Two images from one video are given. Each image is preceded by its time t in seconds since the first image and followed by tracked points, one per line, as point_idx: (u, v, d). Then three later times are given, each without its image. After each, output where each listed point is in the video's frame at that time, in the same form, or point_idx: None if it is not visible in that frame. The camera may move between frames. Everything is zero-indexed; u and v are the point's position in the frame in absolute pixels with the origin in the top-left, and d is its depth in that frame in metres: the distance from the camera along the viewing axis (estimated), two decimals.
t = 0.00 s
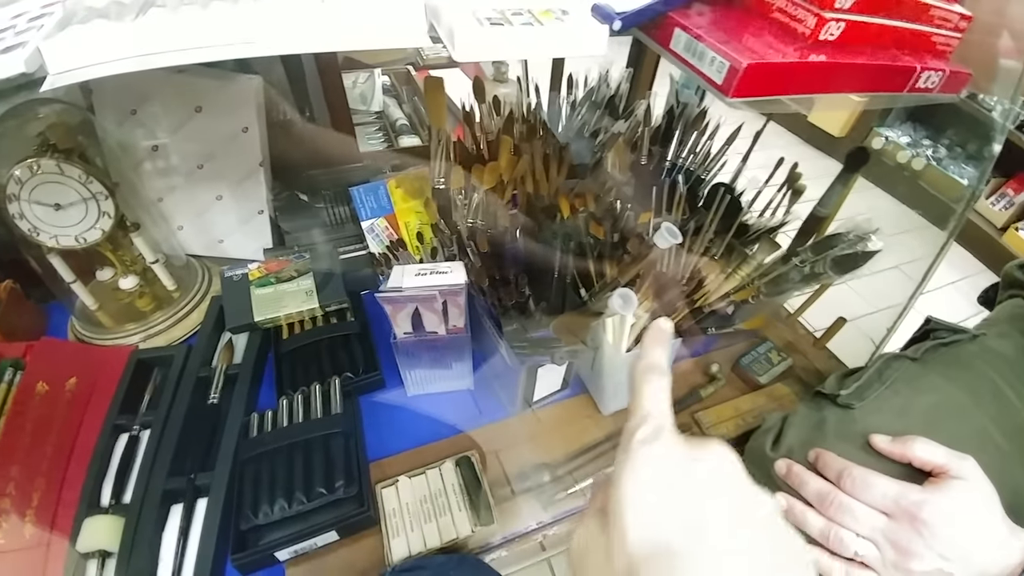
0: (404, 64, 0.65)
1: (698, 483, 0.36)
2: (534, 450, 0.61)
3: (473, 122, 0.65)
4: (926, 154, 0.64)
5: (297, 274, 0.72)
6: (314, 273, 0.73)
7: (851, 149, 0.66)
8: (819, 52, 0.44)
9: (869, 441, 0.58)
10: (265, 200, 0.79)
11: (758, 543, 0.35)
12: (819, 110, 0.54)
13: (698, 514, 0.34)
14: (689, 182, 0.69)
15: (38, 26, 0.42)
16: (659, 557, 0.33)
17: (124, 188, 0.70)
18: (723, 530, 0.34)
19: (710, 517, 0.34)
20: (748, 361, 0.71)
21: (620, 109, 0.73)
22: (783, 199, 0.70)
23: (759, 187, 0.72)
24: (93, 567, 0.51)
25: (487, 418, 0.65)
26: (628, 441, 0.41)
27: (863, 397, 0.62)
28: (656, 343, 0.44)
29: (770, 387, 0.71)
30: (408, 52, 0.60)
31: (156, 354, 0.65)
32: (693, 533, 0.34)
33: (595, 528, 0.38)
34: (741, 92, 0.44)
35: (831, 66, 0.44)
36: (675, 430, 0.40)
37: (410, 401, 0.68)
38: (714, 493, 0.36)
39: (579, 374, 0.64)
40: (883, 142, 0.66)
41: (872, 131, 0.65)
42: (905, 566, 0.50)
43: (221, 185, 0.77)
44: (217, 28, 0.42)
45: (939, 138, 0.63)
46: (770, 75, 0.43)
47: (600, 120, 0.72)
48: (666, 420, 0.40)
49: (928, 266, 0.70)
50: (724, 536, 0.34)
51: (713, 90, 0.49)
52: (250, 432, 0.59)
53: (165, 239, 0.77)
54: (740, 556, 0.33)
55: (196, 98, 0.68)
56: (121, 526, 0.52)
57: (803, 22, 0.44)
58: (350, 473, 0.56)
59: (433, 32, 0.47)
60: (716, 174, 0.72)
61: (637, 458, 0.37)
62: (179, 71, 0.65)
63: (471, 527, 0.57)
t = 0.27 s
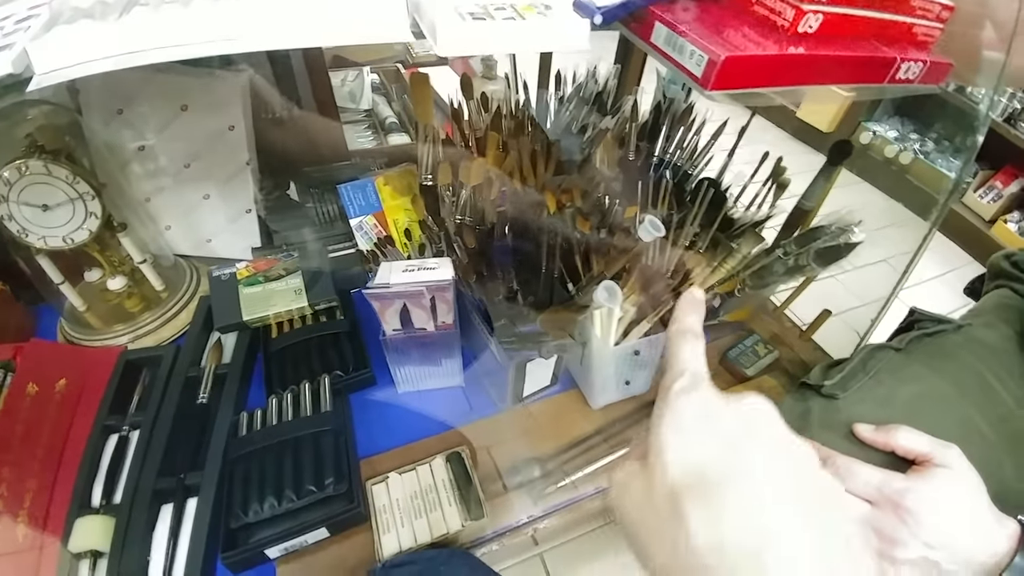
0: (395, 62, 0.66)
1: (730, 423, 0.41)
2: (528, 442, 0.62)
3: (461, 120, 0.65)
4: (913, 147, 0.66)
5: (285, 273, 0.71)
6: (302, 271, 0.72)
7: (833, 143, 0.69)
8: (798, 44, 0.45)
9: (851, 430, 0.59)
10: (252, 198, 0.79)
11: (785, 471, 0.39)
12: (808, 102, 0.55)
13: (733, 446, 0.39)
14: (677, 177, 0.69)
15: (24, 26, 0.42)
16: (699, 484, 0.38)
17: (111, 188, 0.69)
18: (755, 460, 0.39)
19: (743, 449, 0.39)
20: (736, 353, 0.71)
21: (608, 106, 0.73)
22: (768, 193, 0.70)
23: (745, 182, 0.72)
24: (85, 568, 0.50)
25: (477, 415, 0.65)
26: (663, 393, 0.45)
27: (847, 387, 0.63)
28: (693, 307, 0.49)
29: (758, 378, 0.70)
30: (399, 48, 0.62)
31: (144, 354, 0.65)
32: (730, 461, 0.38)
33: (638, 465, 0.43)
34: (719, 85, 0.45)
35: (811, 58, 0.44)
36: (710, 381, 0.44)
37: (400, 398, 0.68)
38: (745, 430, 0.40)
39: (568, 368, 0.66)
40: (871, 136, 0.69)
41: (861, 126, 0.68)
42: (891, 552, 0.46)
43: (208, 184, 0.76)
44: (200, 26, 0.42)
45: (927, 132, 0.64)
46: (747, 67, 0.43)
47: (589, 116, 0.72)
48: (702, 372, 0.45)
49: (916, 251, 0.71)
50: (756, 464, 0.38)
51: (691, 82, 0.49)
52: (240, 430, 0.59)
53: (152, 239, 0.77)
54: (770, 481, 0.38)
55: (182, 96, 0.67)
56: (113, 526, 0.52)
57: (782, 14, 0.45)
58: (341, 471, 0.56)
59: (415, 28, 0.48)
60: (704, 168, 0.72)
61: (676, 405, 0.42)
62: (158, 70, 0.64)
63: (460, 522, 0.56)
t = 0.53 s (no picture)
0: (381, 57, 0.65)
1: (741, 397, 0.43)
2: (520, 438, 0.64)
3: (451, 119, 0.64)
4: (904, 144, 0.67)
5: (275, 273, 0.71)
6: (292, 270, 0.72)
7: (818, 139, 0.69)
8: (781, 39, 0.45)
9: (839, 421, 0.59)
10: (241, 198, 0.78)
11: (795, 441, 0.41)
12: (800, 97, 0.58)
13: (742, 415, 0.42)
14: (666, 175, 0.70)
15: (15, 29, 0.41)
16: (710, 451, 0.41)
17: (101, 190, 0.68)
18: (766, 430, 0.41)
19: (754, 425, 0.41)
20: (726, 348, 0.72)
21: (598, 104, 0.73)
22: (757, 190, 0.70)
23: (734, 178, 0.73)
24: (78, 566, 0.51)
25: (470, 412, 0.65)
26: (672, 369, 0.47)
27: (835, 379, 0.63)
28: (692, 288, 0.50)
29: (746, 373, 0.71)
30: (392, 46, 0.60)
31: (135, 355, 0.65)
32: (740, 430, 0.41)
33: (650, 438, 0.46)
34: (700, 80, 0.45)
35: (794, 53, 0.45)
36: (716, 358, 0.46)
37: (393, 396, 0.68)
38: (756, 404, 0.43)
39: (559, 365, 0.66)
40: (862, 133, 0.68)
41: (852, 122, 0.67)
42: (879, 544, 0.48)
43: (198, 185, 0.75)
44: (187, 24, 0.42)
45: (918, 128, 0.65)
46: (728, 64, 0.44)
47: (579, 114, 0.73)
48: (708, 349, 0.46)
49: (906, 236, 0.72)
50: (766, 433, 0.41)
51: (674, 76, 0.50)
52: (231, 430, 0.59)
53: (143, 241, 0.76)
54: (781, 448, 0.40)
55: (171, 97, 0.68)
56: (105, 525, 0.52)
57: (764, 10, 0.45)
58: (332, 469, 0.56)
59: (400, 24, 0.48)
60: (693, 166, 0.73)
61: (687, 381, 0.44)
62: (156, 70, 0.65)
63: (453, 518, 0.57)
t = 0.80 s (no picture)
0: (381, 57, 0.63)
1: (670, 417, 0.38)
2: (517, 432, 0.63)
3: (447, 113, 0.64)
4: (907, 137, 0.67)
5: (272, 268, 0.72)
6: (290, 266, 0.72)
7: (818, 130, 0.71)
8: (776, 23, 0.44)
9: (839, 413, 0.59)
10: (239, 195, 0.80)
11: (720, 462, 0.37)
12: (801, 90, 0.61)
13: (668, 444, 0.37)
14: (666, 167, 0.69)
15: (9, 24, 0.41)
16: (634, 480, 0.36)
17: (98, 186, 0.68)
18: (690, 456, 0.37)
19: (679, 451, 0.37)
20: (725, 342, 0.73)
21: (597, 97, 0.72)
22: (756, 182, 0.71)
23: (733, 169, 0.73)
24: (75, 561, 0.50)
25: (467, 406, 0.65)
26: (608, 390, 0.42)
27: (835, 371, 0.63)
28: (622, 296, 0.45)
29: (745, 365, 0.72)
30: (388, 43, 0.59)
31: (134, 351, 0.65)
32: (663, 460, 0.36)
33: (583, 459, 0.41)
34: (692, 64, 0.44)
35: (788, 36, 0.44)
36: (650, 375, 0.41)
37: (390, 391, 0.68)
38: (684, 423, 0.38)
39: (556, 360, 0.66)
40: (865, 126, 0.69)
41: (854, 116, 0.69)
42: (878, 536, 0.53)
43: (194, 181, 0.76)
44: (178, 15, 0.41)
45: (920, 121, 0.65)
46: (721, 47, 0.43)
47: (577, 107, 0.71)
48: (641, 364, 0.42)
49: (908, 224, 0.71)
50: (690, 461, 0.36)
51: (665, 61, 0.48)
52: (227, 424, 0.59)
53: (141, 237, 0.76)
54: (704, 477, 0.36)
55: (166, 92, 0.67)
56: (102, 519, 0.52)
57: None
58: (327, 463, 0.56)
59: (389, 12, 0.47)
60: (692, 158, 0.72)
61: (617, 404, 0.40)
62: (151, 67, 0.64)
63: (448, 512, 0.56)
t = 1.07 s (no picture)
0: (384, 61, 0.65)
1: (624, 441, 0.39)
2: (516, 431, 0.63)
3: (446, 115, 0.64)
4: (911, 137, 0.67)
5: (272, 268, 0.72)
6: (288, 266, 0.73)
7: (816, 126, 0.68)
8: (766, 19, 0.45)
9: (838, 409, 0.59)
10: (238, 197, 0.79)
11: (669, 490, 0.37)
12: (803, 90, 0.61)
13: (616, 470, 0.37)
14: (664, 167, 0.70)
15: (11, 27, 0.42)
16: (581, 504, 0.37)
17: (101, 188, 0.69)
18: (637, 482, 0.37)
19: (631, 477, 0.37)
20: (723, 340, 0.73)
21: (595, 99, 0.73)
22: (753, 181, 0.72)
23: (732, 167, 0.73)
24: (73, 559, 0.50)
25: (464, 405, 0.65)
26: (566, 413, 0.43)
27: (833, 368, 0.62)
28: (577, 312, 0.48)
29: (745, 364, 0.72)
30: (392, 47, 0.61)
31: (135, 351, 0.65)
32: (610, 486, 0.37)
33: (541, 482, 0.41)
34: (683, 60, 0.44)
35: (778, 31, 0.44)
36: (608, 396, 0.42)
37: (388, 390, 0.68)
38: (636, 447, 0.38)
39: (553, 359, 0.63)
40: (868, 127, 0.69)
41: (856, 117, 0.68)
42: (878, 532, 0.53)
43: (195, 183, 0.76)
44: (176, 15, 0.42)
45: (923, 121, 0.65)
46: (711, 43, 0.43)
47: (576, 107, 0.72)
48: (597, 386, 0.43)
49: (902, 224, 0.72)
50: (635, 487, 0.36)
51: (656, 59, 0.49)
52: (226, 421, 0.60)
53: (142, 239, 0.76)
54: (649, 503, 0.36)
55: (167, 95, 0.68)
56: (100, 517, 0.52)
57: None
58: (324, 460, 0.56)
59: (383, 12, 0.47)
60: (690, 158, 0.73)
61: (573, 426, 0.41)
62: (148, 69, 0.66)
63: (444, 509, 0.57)
